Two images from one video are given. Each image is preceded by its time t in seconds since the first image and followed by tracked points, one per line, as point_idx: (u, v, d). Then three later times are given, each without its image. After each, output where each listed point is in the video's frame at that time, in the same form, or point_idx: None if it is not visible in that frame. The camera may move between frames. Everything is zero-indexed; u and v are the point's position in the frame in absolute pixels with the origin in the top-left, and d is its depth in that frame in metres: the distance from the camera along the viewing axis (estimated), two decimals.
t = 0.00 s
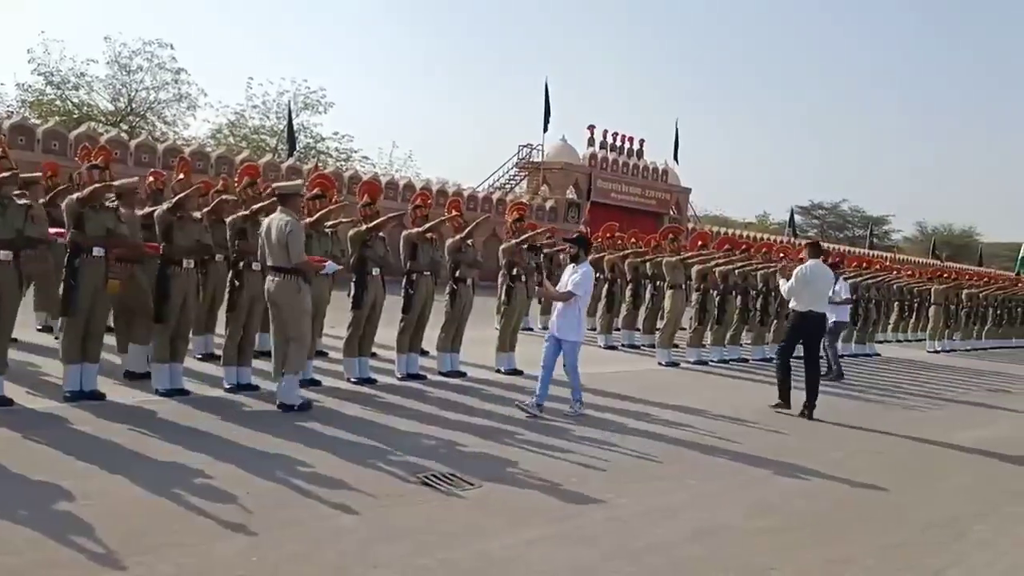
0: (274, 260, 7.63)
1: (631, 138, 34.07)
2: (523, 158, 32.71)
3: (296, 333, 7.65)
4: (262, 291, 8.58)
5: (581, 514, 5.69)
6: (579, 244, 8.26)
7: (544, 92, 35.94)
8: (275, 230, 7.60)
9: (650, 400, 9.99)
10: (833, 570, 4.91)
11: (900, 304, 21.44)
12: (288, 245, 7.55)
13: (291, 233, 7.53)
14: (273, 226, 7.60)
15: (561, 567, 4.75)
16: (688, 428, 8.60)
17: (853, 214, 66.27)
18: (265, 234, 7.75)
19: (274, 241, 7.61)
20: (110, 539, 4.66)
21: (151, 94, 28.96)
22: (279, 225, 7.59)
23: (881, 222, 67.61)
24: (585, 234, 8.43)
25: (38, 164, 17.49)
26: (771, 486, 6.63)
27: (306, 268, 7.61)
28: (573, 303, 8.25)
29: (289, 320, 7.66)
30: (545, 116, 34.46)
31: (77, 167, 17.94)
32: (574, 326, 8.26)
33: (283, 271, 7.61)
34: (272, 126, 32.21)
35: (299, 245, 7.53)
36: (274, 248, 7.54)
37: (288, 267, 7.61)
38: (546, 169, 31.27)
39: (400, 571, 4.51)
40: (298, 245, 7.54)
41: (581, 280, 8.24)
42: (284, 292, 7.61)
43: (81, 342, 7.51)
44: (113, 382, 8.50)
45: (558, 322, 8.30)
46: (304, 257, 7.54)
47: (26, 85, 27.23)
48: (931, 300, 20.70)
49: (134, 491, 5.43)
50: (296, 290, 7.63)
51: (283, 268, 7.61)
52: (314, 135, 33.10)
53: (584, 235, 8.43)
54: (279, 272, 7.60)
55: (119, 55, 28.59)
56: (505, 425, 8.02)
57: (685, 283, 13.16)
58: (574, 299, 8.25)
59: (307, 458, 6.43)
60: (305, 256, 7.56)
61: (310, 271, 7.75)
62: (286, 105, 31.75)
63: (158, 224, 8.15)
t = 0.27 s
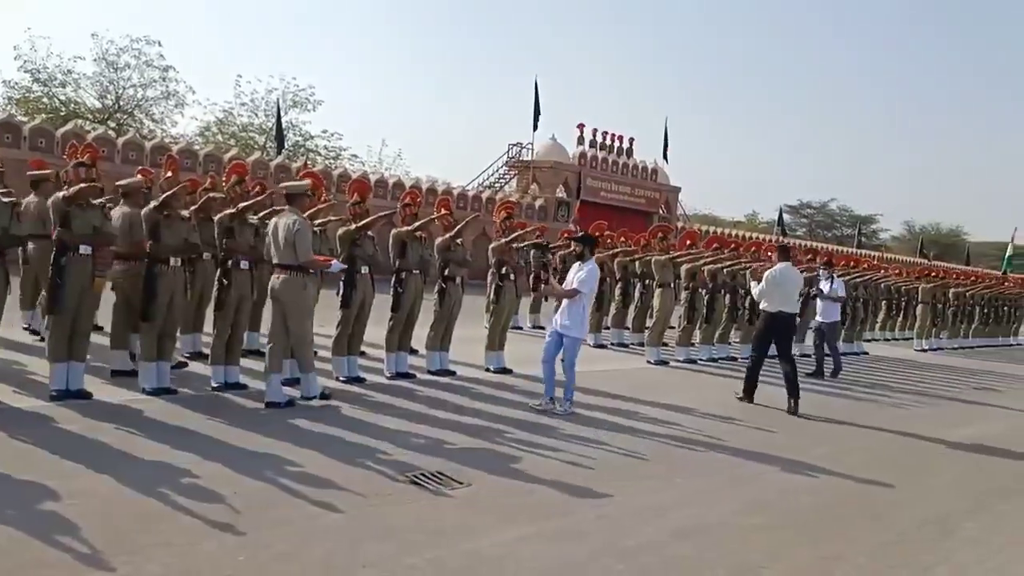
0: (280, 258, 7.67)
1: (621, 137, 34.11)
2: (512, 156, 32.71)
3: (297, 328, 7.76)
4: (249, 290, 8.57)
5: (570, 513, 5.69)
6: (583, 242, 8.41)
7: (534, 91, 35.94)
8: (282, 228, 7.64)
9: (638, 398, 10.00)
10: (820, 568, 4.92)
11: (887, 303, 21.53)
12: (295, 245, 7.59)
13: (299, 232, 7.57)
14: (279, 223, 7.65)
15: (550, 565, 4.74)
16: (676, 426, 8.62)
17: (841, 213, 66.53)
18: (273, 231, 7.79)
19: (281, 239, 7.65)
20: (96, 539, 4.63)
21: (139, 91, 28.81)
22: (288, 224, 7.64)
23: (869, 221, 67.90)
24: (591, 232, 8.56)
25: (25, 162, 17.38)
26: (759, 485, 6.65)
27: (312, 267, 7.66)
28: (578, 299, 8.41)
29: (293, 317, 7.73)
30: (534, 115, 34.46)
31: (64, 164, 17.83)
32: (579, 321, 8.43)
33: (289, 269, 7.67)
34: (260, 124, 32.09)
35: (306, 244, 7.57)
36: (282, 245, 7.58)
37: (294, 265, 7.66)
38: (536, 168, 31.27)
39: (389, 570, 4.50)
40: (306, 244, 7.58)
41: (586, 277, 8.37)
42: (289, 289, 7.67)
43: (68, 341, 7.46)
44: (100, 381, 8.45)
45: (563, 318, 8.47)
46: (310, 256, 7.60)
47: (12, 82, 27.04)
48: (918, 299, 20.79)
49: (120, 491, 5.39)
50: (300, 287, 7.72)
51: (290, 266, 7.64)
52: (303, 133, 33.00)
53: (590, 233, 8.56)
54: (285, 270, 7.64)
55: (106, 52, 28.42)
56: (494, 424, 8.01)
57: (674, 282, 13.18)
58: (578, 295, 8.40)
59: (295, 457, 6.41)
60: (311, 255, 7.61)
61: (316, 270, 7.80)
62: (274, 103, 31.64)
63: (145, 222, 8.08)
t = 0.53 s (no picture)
0: (290, 263, 7.77)
1: (612, 136, 34.15)
2: (503, 155, 32.72)
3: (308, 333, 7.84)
4: (239, 289, 8.57)
5: (560, 511, 5.69)
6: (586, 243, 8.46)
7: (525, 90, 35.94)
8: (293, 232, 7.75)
9: (629, 396, 10.02)
10: (809, 566, 4.94)
11: (876, 301, 21.62)
12: (305, 250, 7.70)
13: (310, 237, 7.68)
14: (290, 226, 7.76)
15: (540, 564, 4.75)
16: (666, 425, 8.64)
17: (831, 212, 66.76)
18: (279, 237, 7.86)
19: (290, 244, 7.74)
20: (85, 538, 4.61)
21: (128, 89, 28.71)
22: (298, 229, 7.74)
23: (859, 220, 68.16)
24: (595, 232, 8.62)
25: (12, 160, 17.28)
26: (749, 483, 6.67)
27: (323, 271, 7.78)
28: (580, 298, 8.53)
29: (305, 321, 7.83)
30: (525, 113, 34.47)
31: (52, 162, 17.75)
32: (581, 321, 8.57)
33: (300, 274, 7.77)
34: (250, 123, 32.01)
35: (317, 249, 7.70)
36: (291, 250, 7.68)
37: (304, 270, 7.77)
38: (527, 167, 31.28)
39: (379, 569, 4.50)
40: (316, 249, 7.71)
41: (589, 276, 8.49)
42: (300, 294, 7.78)
43: (57, 340, 7.43)
44: (89, 380, 8.41)
45: (566, 317, 8.60)
46: (321, 261, 7.73)
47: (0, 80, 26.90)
48: (907, 298, 20.90)
49: (109, 490, 5.37)
50: (311, 291, 7.81)
51: (300, 271, 7.75)
52: (293, 132, 32.94)
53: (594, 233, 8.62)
54: (296, 275, 7.74)
55: (95, 49, 28.30)
56: (484, 422, 8.01)
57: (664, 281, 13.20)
58: (581, 295, 8.52)
59: (285, 456, 6.40)
60: (322, 260, 7.74)
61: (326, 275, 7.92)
62: (264, 101, 31.56)
63: (135, 221, 8.04)
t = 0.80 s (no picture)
0: (307, 268, 7.87)
1: (601, 135, 34.19)
2: (492, 154, 32.72)
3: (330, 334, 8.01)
4: (228, 287, 8.53)
5: (549, 510, 5.69)
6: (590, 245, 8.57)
7: (514, 89, 35.92)
8: (308, 236, 7.79)
9: (617, 395, 10.03)
10: (797, 564, 4.96)
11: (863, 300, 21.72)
12: (321, 255, 7.78)
13: (325, 242, 7.75)
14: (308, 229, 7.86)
15: (528, 562, 4.75)
16: (655, 423, 8.66)
17: (819, 212, 67.04)
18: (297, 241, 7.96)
19: (307, 250, 7.83)
20: (71, 538, 4.59)
21: (115, 87, 28.58)
22: (314, 235, 7.81)
23: (847, 219, 68.45)
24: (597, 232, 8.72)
25: None
26: (737, 481, 6.69)
27: (339, 276, 7.86)
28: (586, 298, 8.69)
29: (326, 323, 7.98)
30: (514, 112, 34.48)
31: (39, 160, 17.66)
32: (588, 319, 8.71)
33: (317, 278, 7.88)
34: (239, 121, 31.91)
35: (332, 254, 7.75)
36: (308, 256, 7.77)
37: (321, 275, 7.86)
38: (516, 165, 31.28)
39: (367, 569, 4.49)
40: (332, 254, 7.76)
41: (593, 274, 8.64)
42: (318, 297, 7.90)
43: (43, 338, 7.40)
44: (76, 379, 8.37)
45: (572, 317, 8.74)
46: (337, 265, 7.82)
47: None
48: (894, 297, 21.00)
49: (95, 490, 5.34)
50: (329, 295, 7.94)
51: (318, 276, 7.86)
52: (282, 130, 32.86)
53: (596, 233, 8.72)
54: (314, 279, 7.86)
55: (82, 47, 28.16)
56: (474, 421, 8.01)
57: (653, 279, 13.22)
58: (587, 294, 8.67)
59: (273, 455, 6.38)
60: (337, 264, 7.82)
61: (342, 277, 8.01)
62: (253, 99, 31.47)
63: (123, 219, 8.01)
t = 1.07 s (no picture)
0: (316, 260, 8.12)
1: (590, 133, 34.20)
2: (480, 152, 32.70)
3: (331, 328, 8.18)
4: (215, 286, 8.46)
5: (536, 508, 5.69)
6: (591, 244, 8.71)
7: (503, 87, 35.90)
8: (320, 228, 8.11)
9: (604, 394, 10.04)
10: (783, 562, 4.97)
11: (850, 299, 21.82)
12: (332, 248, 8.05)
13: (337, 235, 8.06)
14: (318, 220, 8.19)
15: (514, 560, 4.75)
16: (641, 421, 8.67)
17: (806, 211, 67.34)
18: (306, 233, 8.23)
19: (317, 242, 8.11)
20: (55, 537, 4.55)
21: (101, 83, 28.40)
22: (325, 228, 8.10)
23: (834, 218, 68.74)
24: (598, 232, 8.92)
25: None
26: (724, 479, 6.71)
27: (347, 268, 8.14)
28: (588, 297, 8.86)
29: (330, 316, 8.18)
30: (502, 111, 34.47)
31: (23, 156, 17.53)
32: (589, 318, 8.88)
33: (325, 271, 8.12)
34: (226, 118, 31.77)
35: (343, 246, 8.06)
36: (319, 248, 8.03)
37: (330, 268, 8.11)
38: (504, 163, 31.27)
39: (354, 567, 4.48)
40: (342, 247, 8.07)
41: (596, 270, 8.81)
42: (326, 291, 8.13)
43: (27, 335, 7.34)
44: (60, 377, 8.31)
45: (575, 317, 8.92)
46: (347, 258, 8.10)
47: None
48: (880, 296, 21.10)
49: (79, 488, 5.30)
50: (336, 288, 8.15)
51: (327, 269, 8.10)
52: (269, 127, 32.75)
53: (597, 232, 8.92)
54: (323, 272, 8.08)
55: (67, 42, 27.98)
56: (461, 420, 7.99)
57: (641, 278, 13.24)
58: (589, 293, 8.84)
59: (258, 454, 6.35)
60: (347, 257, 8.10)
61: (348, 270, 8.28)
62: (240, 96, 31.34)
63: (108, 216, 7.94)
